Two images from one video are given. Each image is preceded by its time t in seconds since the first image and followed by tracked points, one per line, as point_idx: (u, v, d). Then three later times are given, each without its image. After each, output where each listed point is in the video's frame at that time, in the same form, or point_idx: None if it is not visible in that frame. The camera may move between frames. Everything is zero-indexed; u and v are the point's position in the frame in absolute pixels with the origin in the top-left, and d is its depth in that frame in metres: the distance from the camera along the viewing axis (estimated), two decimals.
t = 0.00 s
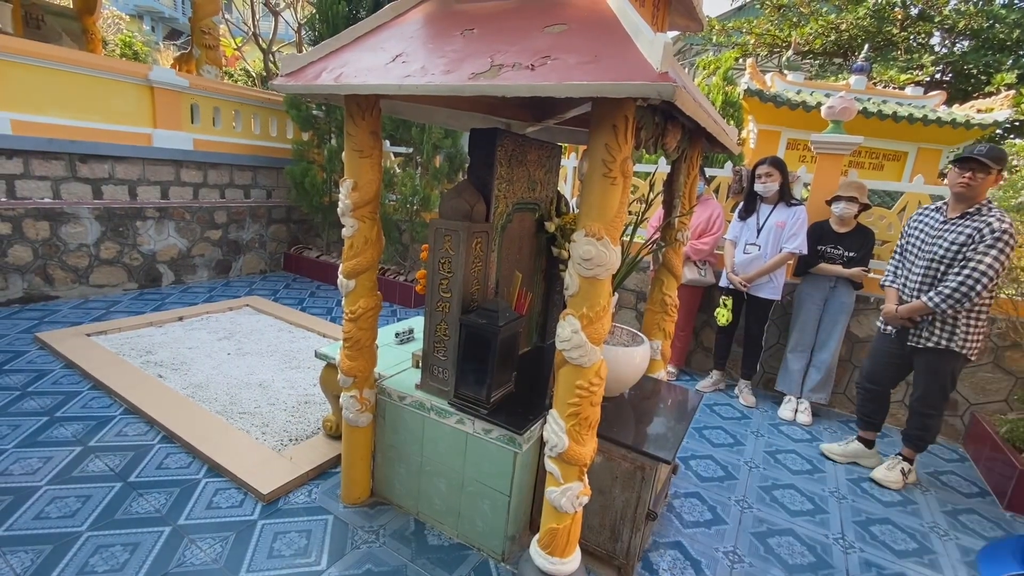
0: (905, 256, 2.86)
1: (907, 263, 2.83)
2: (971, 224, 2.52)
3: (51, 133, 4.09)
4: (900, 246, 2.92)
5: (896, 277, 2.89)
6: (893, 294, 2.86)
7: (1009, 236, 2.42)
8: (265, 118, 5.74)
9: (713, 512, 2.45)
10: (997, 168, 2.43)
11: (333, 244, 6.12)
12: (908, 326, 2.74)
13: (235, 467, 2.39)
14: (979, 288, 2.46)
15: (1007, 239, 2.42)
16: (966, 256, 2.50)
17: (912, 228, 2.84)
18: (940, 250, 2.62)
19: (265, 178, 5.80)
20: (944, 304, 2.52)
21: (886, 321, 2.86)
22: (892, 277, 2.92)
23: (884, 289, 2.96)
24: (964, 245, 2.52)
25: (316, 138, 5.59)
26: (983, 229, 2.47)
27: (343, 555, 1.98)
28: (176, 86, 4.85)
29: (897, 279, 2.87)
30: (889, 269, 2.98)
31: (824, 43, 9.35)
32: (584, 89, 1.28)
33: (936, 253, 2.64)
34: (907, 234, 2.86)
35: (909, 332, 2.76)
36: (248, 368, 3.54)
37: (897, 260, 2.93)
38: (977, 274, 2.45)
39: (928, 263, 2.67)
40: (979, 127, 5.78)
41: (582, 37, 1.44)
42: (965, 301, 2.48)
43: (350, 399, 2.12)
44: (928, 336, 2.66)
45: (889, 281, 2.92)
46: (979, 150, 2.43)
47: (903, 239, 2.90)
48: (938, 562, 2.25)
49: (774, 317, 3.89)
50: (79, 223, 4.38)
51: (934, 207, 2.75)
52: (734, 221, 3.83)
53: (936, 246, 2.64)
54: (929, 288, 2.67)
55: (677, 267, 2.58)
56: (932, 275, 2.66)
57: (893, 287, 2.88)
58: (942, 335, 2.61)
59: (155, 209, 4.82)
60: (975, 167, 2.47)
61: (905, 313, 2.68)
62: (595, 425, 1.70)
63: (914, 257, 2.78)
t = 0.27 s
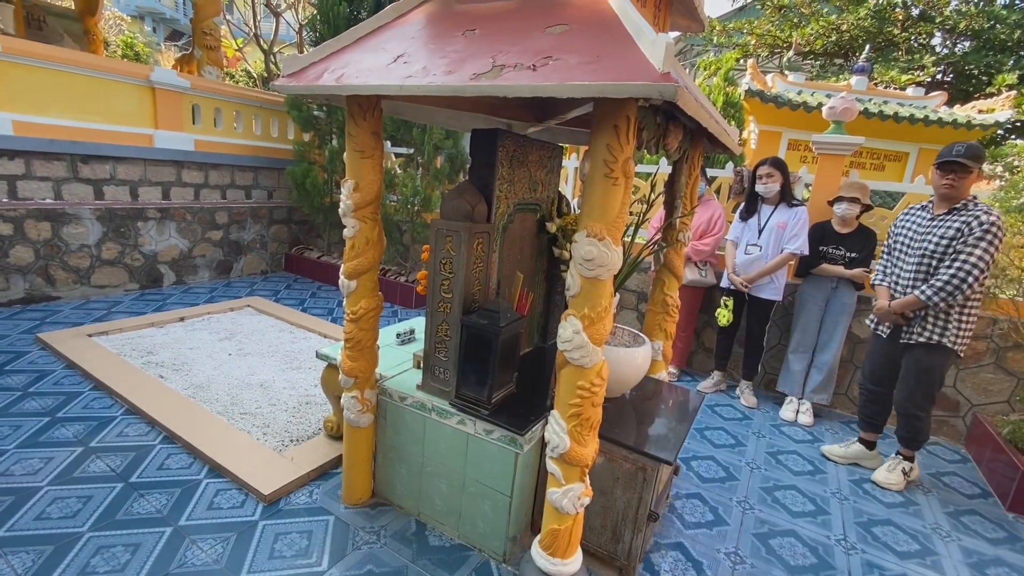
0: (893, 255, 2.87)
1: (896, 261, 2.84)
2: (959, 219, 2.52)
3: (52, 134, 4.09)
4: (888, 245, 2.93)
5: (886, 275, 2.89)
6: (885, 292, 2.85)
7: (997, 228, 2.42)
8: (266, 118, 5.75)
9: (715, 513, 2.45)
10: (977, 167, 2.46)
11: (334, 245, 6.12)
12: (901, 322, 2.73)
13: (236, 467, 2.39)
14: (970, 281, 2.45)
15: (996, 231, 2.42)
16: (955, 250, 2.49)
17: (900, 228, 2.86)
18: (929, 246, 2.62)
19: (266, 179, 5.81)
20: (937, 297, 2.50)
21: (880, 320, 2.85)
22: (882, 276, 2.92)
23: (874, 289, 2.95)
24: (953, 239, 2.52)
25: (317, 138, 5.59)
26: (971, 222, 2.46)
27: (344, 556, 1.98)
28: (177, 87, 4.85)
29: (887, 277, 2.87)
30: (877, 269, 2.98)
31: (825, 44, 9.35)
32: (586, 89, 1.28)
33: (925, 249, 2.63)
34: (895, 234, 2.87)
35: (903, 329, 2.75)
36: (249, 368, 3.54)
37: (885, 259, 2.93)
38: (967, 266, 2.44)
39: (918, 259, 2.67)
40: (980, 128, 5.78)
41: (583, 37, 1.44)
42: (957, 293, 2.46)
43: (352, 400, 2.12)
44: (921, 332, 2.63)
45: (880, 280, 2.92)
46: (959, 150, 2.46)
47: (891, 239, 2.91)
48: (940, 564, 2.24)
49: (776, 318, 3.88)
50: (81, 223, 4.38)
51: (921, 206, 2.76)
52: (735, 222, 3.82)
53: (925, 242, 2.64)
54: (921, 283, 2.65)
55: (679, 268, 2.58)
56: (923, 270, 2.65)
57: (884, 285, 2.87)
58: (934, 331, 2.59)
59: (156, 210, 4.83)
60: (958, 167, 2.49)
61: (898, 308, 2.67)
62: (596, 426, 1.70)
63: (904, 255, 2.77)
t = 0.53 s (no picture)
0: (890, 256, 2.82)
1: (895, 262, 2.79)
2: (966, 218, 2.51)
3: (54, 134, 4.10)
4: (881, 247, 2.89)
5: (885, 277, 2.83)
6: (888, 295, 2.78)
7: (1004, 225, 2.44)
8: (267, 119, 5.76)
9: (715, 514, 2.44)
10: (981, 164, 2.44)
11: (334, 246, 6.12)
12: (912, 326, 2.69)
13: (236, 468, 2.39)
14: (985, 280, 2.45)
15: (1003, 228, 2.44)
16: (968, 250, 2.48)
17: (892, 228, 2.83)
18: (938, 246, 2.59)
19: (267, 180, 5.81)
20: (958, 299, 2.47)
21: (887, 325, 2.78)
22: (880, 279, 2.85)
23: (872, 291, 2.88)
24: (963, 238, 2.51)
25: (318, 139, 5.59)
26: (981, 221, 2.46)
27: (344, 557, 1.98)
28: (178, 87, 4.86)
29: (888, 280, 2.79)
30: (871, 271, 2.90)
31: (825, 45, 9.35)
32: (586, 90, 1.28)
33: (933, 249, 2.60)
34: (888, 234, 2.84)
35: (912, 331, 2.71)
36: (249, 369, 3.54)
37: (879, 261, 2.88)
38: (983, 266, 2.43)
39: (925, 260, 2.64)
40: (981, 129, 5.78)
41: (583, 37, 1.44)
42: (975, 293, 2.46)
43: (351, 400, 2.11)
44: (938, 333, 2.61)
45: (878, 282, 2.85)
46: (965, 151, 2.41)
47: (884, 240, 2.87)
48: (941, 565, 2.24)
49: (776, 318, 3.88)
50: (82, 224, 4.38)
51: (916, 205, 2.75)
52: (736, 222, 3.82)
53: (932, 243, 2.61)
54: (932, 284, 2.63)
55: (679, 269, 2.58)
56: (932, 271, 2.62)
57: (886, 288, 2.80)
58: (952, 330, 2.58)
59: (157, 210, 4.83)
60: (965, 167, 2.45)
61: (915, 313, 2.61)
62: (596, 427, 1.70)
63: (905, 256, 2.74)
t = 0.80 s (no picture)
0: (909, 263, 2.55)
1: (915, 271, 2.53)
2: (1006, 228, 2.31)
3: (55, 135, 4.11)
4: (896, 251, 2.60)
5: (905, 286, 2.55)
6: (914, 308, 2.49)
7: None
8: (268, 120, 5.76)
9: (715, 515, 2.44)
10: None
11: (335, 246, 6.13)
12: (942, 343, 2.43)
13: (236, 468, 2.39)
14: None
15: None
16: (1011, 264, 2.27)
17: (911, 232, 2.56)
18: (975, 258, 2.35)
19: (267, 180, 5.82)
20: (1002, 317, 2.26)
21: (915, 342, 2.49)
22: (898, 287, 2.56)
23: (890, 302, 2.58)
24: (1005, 251, 2.30)
25: (319, 140, 5.60)
26: None
27: (344, 558, 1.97)
28: (179, 88, 4.86)
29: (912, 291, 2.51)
30: (887, 278, 2.61)
31: (826, 45, 9.35)
32: (586, 91, 1.29)
33: (969, 261, 2.37)
34: (907, 240, 2.56)
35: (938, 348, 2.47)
36: (250, 369, 3.54)
37: (894, 267, 2.60)
38: None
39: (959, 272, 2.40)
40: (981, 130, 5.78)
41: (583, 38, 1.44)
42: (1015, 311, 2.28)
43: (351, 401, 2.11)
44: (969, 350, 2.39)
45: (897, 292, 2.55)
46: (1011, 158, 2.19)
47: (901, 245, 2.59)
48: (942, 567, 2.24)
49: (777, 319, 3.88)
50: (82, 224, 4.38)
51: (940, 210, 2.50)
52: (736, 223, 3.82)
53: (968, 254, 2.37)
54: (966, 299, 2.39)
55: (679, 269, 2.58)
56: (967, 284, 2.39)
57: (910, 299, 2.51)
58: (981, 348, 2.38)
59: (158, 211, 4.83)
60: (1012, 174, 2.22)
61: (954, 330, 2.34)
62: (596, 428, 1.70)
63: (930, 265, 2.48)
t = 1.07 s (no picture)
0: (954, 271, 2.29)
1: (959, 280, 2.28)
2: None
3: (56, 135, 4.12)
4: (936, 257, 2.31)
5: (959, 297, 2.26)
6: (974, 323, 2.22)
7: None
8: (268, 120, 5.77)
9: (715, 516, 2.44)
10: None
11: (335, 246, 6.13)
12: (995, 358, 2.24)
13: (236, 469, 2.38)
14: None
15: None
16: None
17: (952, 235, 2.29)
18: None
19: (268, 181, 5.82)
20: None
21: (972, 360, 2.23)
22: (950, 299, 2.26)
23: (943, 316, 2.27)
24: None
25: (319, 140, 5.61)
26: None
27: (343, 559, 1.97)
28: (180, 89, 4.86)
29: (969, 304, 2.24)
30: (931, 288, 2.31)
31: (826, 46, 9.35)
32: (585, 92, 1.28)
33: None
34: (950, 245, 2.29)
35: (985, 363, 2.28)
36: (250, 369, 3.55)
37: (937, 275, 2.31)
38: None
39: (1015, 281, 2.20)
40: (982, 130, 5.78)
41: (583, 39, 1.44)
42: None
43: (351, 401, 2.11)
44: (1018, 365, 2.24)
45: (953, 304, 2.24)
46: None
47: (943, 250, 2.30)
48: (942, 568, 2.23)
49: (777, 320, 3.88)
50: (83, 224, 4.39)
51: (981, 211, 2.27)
52: (736, 224, 3.82)
53: None
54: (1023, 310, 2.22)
55: (679, 270, 2.58)
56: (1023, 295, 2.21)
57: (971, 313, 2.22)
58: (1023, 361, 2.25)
59: (158, 211, 4.83)
60: None
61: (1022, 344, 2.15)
62: (596, 429, 1.70)
63: (980, 272, 2.24)
